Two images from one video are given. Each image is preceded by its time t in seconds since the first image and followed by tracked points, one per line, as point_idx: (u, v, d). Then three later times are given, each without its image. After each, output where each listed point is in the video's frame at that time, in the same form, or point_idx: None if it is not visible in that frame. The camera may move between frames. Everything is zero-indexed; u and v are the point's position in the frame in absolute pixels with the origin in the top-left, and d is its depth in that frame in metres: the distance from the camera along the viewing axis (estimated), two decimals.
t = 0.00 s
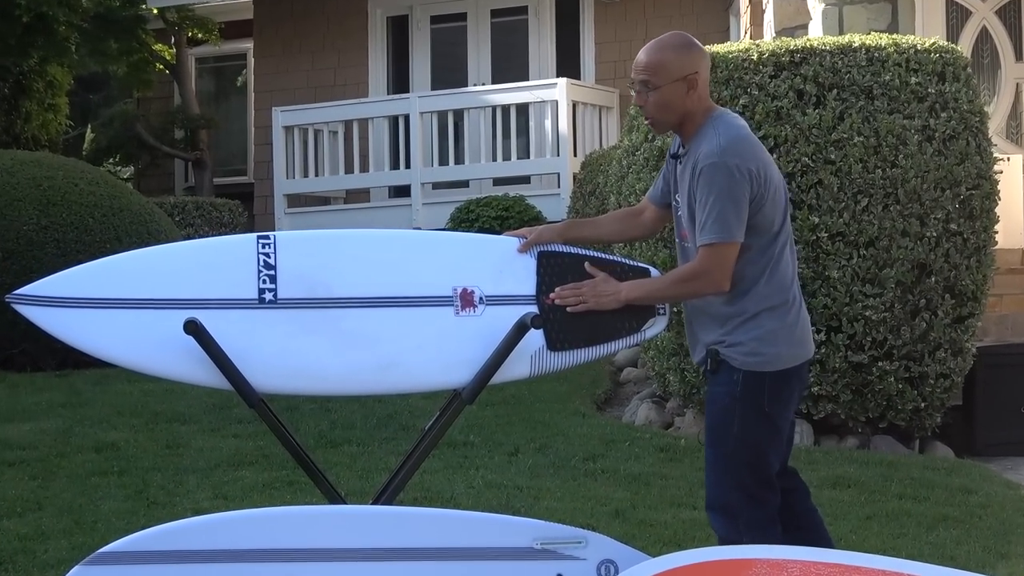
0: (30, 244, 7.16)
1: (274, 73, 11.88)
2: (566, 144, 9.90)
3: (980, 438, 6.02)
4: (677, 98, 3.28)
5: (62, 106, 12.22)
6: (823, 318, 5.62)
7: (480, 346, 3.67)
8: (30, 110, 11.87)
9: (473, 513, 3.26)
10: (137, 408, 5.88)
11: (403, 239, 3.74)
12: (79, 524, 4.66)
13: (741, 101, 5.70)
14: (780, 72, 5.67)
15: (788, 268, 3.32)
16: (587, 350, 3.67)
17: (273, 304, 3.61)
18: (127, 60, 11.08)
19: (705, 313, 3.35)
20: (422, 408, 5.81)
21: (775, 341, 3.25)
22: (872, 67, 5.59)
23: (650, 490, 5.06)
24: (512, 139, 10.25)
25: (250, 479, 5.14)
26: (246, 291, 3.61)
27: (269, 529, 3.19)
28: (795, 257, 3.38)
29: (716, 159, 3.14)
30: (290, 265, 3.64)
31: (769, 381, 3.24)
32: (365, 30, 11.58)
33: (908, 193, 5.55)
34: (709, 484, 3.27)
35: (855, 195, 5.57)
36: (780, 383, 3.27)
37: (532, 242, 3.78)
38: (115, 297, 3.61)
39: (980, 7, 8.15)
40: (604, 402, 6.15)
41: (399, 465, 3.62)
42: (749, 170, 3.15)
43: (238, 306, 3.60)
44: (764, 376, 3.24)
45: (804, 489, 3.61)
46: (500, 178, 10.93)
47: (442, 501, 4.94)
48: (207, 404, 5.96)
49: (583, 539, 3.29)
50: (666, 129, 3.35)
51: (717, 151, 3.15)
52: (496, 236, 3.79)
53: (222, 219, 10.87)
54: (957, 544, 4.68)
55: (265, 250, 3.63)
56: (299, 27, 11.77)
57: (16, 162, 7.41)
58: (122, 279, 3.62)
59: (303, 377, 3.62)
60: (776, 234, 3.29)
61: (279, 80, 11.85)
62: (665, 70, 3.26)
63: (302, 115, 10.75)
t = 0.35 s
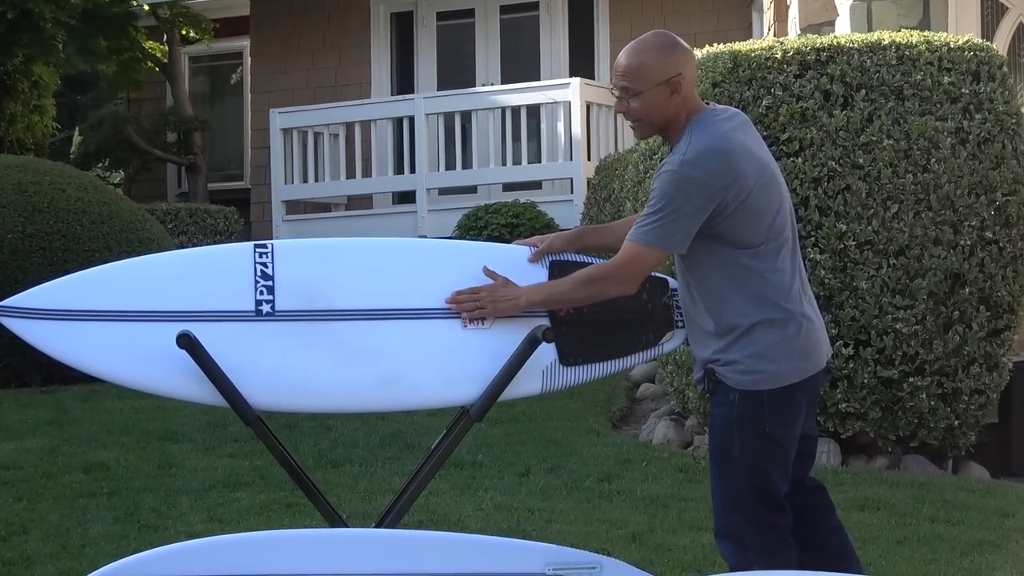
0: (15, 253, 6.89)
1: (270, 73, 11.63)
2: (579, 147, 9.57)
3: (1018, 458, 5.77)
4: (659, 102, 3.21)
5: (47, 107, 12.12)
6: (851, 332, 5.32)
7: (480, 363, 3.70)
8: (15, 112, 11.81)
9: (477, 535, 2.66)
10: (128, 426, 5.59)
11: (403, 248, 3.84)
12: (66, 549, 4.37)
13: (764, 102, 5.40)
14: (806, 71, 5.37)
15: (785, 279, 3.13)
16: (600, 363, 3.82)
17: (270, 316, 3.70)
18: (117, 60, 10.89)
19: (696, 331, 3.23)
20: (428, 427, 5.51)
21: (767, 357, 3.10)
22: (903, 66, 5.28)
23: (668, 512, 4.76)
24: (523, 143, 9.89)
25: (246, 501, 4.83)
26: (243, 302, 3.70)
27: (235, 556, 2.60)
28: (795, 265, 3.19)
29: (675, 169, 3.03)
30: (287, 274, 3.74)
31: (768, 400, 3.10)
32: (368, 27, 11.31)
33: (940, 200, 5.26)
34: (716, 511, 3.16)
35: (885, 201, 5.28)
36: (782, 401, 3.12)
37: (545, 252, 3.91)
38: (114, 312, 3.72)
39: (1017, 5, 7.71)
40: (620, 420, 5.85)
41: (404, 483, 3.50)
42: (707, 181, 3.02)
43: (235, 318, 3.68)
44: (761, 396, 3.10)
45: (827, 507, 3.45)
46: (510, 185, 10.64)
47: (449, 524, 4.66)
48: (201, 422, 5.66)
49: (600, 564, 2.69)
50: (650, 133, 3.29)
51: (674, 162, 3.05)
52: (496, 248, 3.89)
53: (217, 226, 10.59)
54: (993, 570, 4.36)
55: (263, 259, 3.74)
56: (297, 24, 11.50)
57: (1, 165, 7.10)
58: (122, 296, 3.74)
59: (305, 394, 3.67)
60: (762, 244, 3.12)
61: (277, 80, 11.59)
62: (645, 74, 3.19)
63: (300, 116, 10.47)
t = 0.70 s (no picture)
0: (10, 270, 6.68)
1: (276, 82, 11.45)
2: (599, 159, 9.36)
3: None
4: (676, 107, 3.11)
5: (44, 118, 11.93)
6: (883, 352, 5.09)
7: (491, 384, 3.73)
8: (11, 123, 11.62)
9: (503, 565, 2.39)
10: (128, 451, 5.36)
11: (412, 263, 3.84)
12: None
13: (792, 112, 5.17)
14: (835, 80, 5.14)
15: (806, 298, 3.02)
16: (621, 386, 3.82)
17: (276, 336, 3.72)
18: (117, 69, 10.78)
19: (714, 355, 3.15)
20: (442, 452, 5.28)
21: (786, 381, 3.01)
22: (937, 74, 5.04)
23: (692, 541, 4.52)
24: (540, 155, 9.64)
25: (252, 530, 4.59)
26: (250, 322, 3.72)
27: None
28: (819, 283, 3.08)
29: (680, 182, 2.97)
30: (293, 294, 3.75)
31: (789, 427, 3.02)
32: (380, 33, 11.11)
33: (976, 214, 5.02)
34: (742, 542, 3.09)
35: (917, 216, 5.04)
36: (805, 427, 3.03)
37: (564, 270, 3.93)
38: (118, 332, 3.74)
39: None
40: (642, 445, 5.61)
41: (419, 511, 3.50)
42: (716, 195, 2.96)
43: (241, 338, 3.71)
44: (783, 423, 3.01)
45: (860, 534, 3.32)
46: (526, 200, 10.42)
47: (464, 555, 4.42)
48: (205, 446, 5.44)
49: None
50: (665, 142, 3.19)
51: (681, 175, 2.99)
52: (508, 267, 3.90)
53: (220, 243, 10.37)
54: None
55: (269, 278, 3.75)
56: (304, 31, 11.33)
57: None
58: (125, 316, 3.74)
59: (316, 418, 3.70)
60: (780, 261, 3.02)
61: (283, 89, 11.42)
62: (665, 77, 3.09)
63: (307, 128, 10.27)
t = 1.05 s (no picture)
0: (10, 287, 6.49)
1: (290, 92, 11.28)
2: (625, 172, 9.16)
3: None
4: (704, 118, 2.96)
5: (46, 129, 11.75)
6: (920, 373, 4.87)
7: (508, 407, 3.64)
8: (12, 134, 11.42)
9: None
10: (133, 477, 5.16)
11: (431, 280, 3.71)
12: None
13: (825, 123, 4.95)
14: (870, 89, 4.93)
15: (842, 316, 2.85)
16: (646, 410, 3.72)
17: (287, 356, 3.61)
18: (122, 77, 10.61)
19: (745, 376, 2.98)
20: (460, 478, 5.08)
21: (821, 404, 2.83)
22: (976, 84, 4.83)
23: (721, 571, 4.27)
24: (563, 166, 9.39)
25: (261, 557, 4.36)
26: (259, 341, 3.61)
27: None
28: (856, 301, 2.90)
29: (705, 196, 2.84)
30: (304, 312, 3.63)
31: (824, 452, 2.84)
32: (395, 41, 10.91)
33: (1019, 229, 4.79)
34: (775, 567, 2.94)
35: (956, 231, 4.83)
36: (842, 451, 2.85)
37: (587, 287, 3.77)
38: (124, 353, 3.65)
39: None
40: (668, 470, 5.39)
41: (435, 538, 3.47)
42: (745, 208, 2.81)
43: (250, 359, 3.60)
44: (818, 447, 2.84)
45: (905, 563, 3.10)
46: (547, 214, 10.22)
47: None
48: (212, 472, 5.23)
49: None
50: (694, 154, 3.03)
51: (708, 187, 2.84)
52: (531, 281, 3.78)
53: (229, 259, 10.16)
54: None
55: (279, 295, 3.62)
56: (317, 38, 11.16)
57: None
58: (130, 335, 3.65)
59: (326, 441, 3.63)
60: (814, 277, 2.85)
61: (295, 98, 11.24)
62: (691, 87, 2.94)
63: (318, 139, 10.08)
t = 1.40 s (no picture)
0: (8, 293, 6.30)
1: (297, 89, 11.08)
2: (647, 173, 8.96)
3: None
4: (753, 109, 2.77)
5: (43, 129, 11.59)
6: (957, 383, 4.66)
7: (526, 417, 3.49)
8: (8, 133, 11.26)
9: None
10: (135, 491, 4.95)
11: (449, 286, 3.58)
12: None
13: (857, 121, 4.75)
14: (904, 86, 4.72)
15: (892, 322, 2.65)
16: (670, 422, 3.54)
17: (296, 365, 3.44)
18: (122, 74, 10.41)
19: (783, 385, 2.77)
20: (476, 492, 4.88)
21: (872, 415, 2.62)
22: (1015, 80, 4.61)
23: None
24: (582, 169, 9.35)
25: None
26: (267, 350, 3.45)
27: None
28: (904, 310, 2.71)
29: (755, 185, 2.64)
30: (313, 319, 3.46)
31: (873, 464, 2.62)
32: (409, 37, 10.71)
33: None
34: None
35: (994, 234, 4.61)
36: (889, 464, 2.64)
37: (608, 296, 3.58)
38: (126, 362, 3.47)
39: None
40: (693, 484, 5.18)
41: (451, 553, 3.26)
42: (797, 199, 2.62)
43: (258, 368, 3.43)
44: (867, 459, 2.62)
45: None
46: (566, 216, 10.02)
47: None
48: (216, 485, 5.03)
49: None
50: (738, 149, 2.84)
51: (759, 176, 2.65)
52: (551, 287, 3.64)
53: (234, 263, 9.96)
54: None
55: (287, 302, 3.45)
56: (326, 33, 10.98)
57: None
58: (132, 344, 3.47)
59: (336, 452, 3.46)
60: (865, 279, 2.65)
61: (302, 96, 11.05)
62: (742, 73, 2.76)
63: (326, 139, 9.89)
